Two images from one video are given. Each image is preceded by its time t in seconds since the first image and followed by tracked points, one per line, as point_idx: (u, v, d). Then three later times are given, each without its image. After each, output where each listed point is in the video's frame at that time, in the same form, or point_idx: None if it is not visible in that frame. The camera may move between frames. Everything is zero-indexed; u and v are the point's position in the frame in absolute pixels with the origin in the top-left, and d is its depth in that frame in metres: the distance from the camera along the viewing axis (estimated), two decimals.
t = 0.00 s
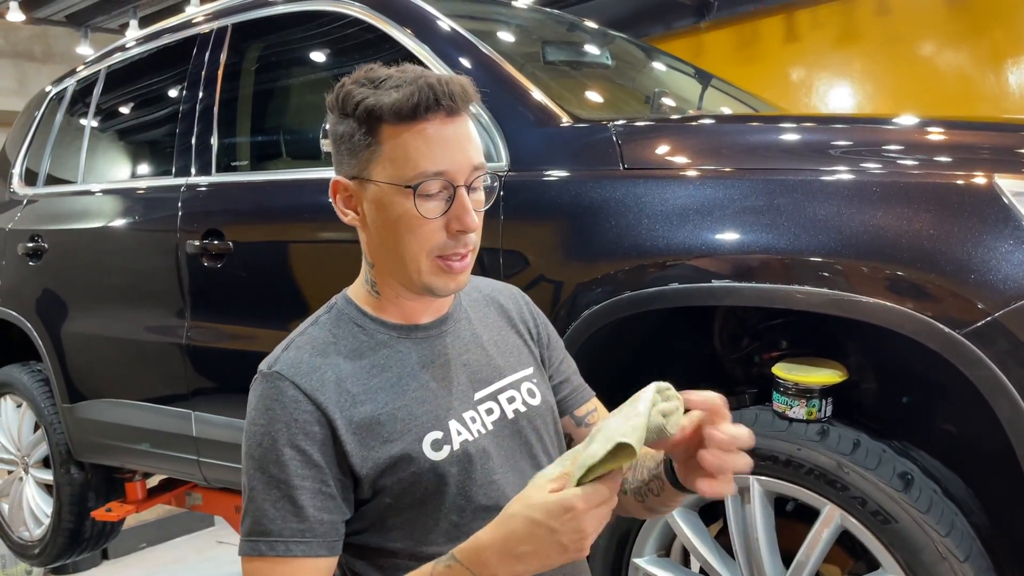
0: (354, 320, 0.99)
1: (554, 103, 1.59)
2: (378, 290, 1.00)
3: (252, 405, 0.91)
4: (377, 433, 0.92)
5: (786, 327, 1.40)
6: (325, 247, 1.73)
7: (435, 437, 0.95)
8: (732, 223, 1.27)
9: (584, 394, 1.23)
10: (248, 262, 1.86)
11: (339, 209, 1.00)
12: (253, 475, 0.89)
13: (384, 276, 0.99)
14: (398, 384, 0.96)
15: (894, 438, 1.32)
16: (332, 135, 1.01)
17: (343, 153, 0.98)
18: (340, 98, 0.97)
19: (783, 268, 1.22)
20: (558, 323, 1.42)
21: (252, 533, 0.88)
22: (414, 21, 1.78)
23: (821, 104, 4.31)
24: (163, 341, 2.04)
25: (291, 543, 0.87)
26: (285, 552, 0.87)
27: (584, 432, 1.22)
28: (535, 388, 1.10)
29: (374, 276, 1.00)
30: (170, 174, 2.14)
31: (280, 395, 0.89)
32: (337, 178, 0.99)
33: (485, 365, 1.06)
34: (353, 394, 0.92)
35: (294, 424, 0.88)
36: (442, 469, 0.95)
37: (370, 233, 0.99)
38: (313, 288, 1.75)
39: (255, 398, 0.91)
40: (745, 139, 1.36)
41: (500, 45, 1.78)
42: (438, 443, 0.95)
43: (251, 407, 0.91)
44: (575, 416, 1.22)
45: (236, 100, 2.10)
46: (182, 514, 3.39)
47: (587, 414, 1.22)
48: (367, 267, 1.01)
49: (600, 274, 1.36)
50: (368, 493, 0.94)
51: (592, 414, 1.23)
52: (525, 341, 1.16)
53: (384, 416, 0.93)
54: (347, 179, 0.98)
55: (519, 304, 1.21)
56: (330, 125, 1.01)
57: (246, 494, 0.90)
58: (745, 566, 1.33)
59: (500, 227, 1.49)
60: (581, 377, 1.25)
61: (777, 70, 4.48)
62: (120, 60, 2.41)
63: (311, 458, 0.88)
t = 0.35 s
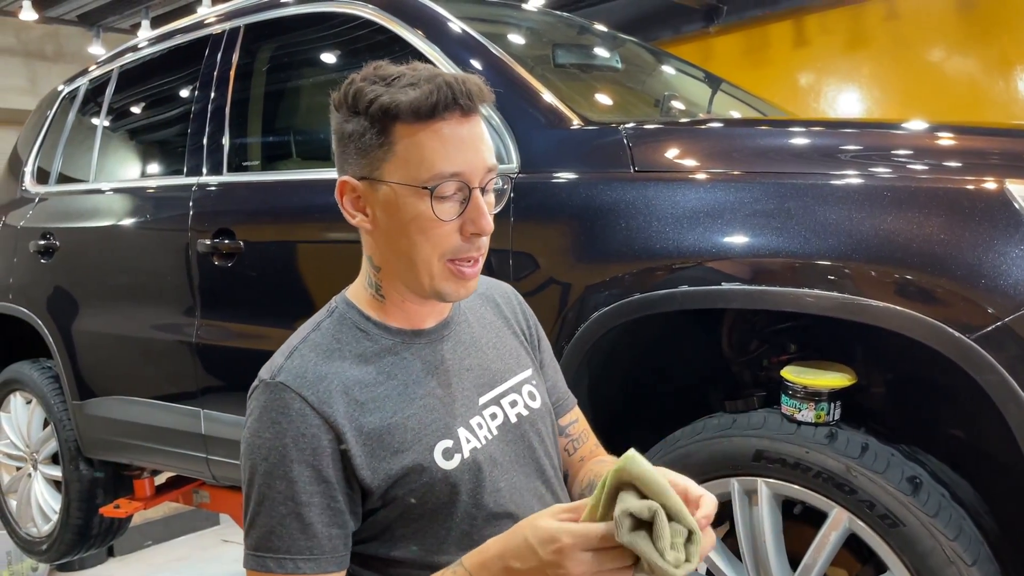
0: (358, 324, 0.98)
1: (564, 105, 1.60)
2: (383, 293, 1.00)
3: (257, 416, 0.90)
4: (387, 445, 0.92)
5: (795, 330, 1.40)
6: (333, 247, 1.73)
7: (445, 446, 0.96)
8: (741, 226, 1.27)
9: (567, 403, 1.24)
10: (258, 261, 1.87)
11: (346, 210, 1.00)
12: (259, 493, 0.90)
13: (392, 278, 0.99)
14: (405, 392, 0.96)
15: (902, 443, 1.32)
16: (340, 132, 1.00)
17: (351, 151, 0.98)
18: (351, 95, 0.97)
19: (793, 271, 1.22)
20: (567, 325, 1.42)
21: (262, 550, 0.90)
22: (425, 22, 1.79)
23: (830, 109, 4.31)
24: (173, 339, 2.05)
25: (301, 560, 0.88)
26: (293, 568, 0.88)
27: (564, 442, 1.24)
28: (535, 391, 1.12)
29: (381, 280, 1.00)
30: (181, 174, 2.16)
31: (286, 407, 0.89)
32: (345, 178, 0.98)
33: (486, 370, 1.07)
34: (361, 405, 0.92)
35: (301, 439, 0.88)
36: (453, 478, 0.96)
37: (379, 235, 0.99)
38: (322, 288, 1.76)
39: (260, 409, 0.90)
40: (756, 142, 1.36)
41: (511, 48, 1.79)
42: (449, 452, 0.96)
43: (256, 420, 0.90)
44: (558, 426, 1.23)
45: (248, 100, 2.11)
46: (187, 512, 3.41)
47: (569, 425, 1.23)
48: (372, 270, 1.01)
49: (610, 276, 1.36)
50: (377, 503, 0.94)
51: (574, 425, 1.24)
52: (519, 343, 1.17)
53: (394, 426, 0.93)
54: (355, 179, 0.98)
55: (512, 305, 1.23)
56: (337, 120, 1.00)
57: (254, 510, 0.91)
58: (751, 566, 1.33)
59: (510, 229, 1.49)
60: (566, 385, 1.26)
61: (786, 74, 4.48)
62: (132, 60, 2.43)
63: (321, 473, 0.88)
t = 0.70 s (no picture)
0: (350, 336, 0.96)
1: (575, 108, 1.61)
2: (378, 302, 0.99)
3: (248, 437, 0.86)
4: (386, 464, 0.90)
5: (804, 335, 1.41)
6: (343, 248, 1.74)
7: (444, 463, 0.95)
8: (751, 230, 1.28)
9: (552, 404, 1.25)
10: (268, 262, 1.87)
11: (342, 215, 0.97)
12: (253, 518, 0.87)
13: (388, 287, 0.98)
14: (400, 408, 0.94)
15: (912, 449, 1.32)
16: (339, 133, 0.98)
17: (352, 154, 0.96)
18: (355, 97, 0.95)
19: (803, 275, 1.23)
20: (577, 329, 1.43)
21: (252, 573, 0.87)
22: (437, 25, 1.79)
23: (838, 114, 4.31)
24: (182, 339, 2.06)
25: None
26: None
27: (554, 442, 1.26)
28: (525, 399, 1.13)
29: (376, 290, 0.98)
30: (192, 174, 2.17)
31: (280, 427, 0.86)
32: (344, 182, 0.96)
33: (478, 381, 1.07)
34: (360, 422, 0.90)
35: (296, 461, 0.84)
36: (453, 496, 0.95)
37: (377, 244, 0.97)
38: (332, 289, 1.77)
39: (251, 429, 0.86)
40: (766, 147, 1.37)
41: (522, 51, 1.80)
42: (446, 470, 0.95)
43: (246, 440, 0.87)
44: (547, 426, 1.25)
45: (260, 102, 2.13)
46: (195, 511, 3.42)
47: (556, 424, 1.25)
48: (365, 279, 0.99)
49: (619, 280, 1.37)
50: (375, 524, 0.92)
51: (563, 424, 1.26)
52: (506, 346, 1.18)
53: (390, 446, 0.91)
54: (355, 184, 0.96)
55: (495, 305, 1.24)
56: (337, 120, 0.98)
57: (250, 538, 0.87)
58: (759, 569, 1.34)
59: (521, 232, 1.50)
60: (550, 387, 1.26)
61: (794, 78, 4.48)
62: (144, 61, 2.44)
63: (317, 496, 0.85)
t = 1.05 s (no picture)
0: (341, 358, 0.93)
1: (586, 113, 1.61)
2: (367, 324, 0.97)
3: (247, 471, 0.84)
4: (385, 487, 0.89)
5: (816, 342, 1.41)
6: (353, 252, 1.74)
7: (445, 483, 0.93)
8: (763, 238, 1.28)
9: (554, 387, 1.26)
10: (278, 265, 1.88)
11: (329, 236, 0.95)
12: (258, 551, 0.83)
13: (379, 308, 0.96)
14: (397, 428, 0.93)
15: (924, 456, 1.32)
16: (320, 150, 0.95)
17: (338, 174, 0.93)
18: (336, 113, 0.92)
19: (815, 282, 1.23)
20: (588, 334, 1.43)
21: None
22: (448, 29, 1.80)
23: (845, 117, 4.30)
24: (192, 341, 2.07)
25: None
26: None
27: (564, 423, 1.26)
28: (513, 409, 1.13)
29: (366, 311, 0.96)
30: (203, 177, 2.17)
31: (279, 458, 0.83)
32: (329, 204, 0.93)
33: (466, 394, 1.06)
34: (359, 445, 0.88)
35: (299, 492, 0.82)
36: (454, 515, 0.94)
37: (367, 265, 0.95)
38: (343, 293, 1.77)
39: (248, 463, 0.83)
40: (778, 155, 1.37)
41: (532, 55, 1.80)
42: (446, 489, 0.93)
43: (245, 475, 0.84)
44: (553, 410, 1.26)
45: (270, 104, 2.13)
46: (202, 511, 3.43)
47: (561, 405, 1.26)
48: (353, 299, 0.97)
49: (631, 286, 1.37)
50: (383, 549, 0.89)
51: (569, 404, 1.27)
52: (491, 354, 1.18)
53: (388, 468, 0.89)
54: (341, 206, 0.93)
55: (479, 306, 1.23)
56: (318, 137, 0.95)
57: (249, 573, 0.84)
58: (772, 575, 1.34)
59: (533, 237, 1.50)
60: (549, 368, 1.28)
61: (801, 81, 4.48)
62: (154, 63, 2.45)
63: (322, 523, 0.82)
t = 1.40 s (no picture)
0: (359, 360, 0.91)
1: (593, 109, 1.61)
2: (413, 323, 0.97)
3: (275, 480, 0.81)
4: (409, 490, 0.88)
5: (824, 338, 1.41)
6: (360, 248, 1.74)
7: (463, 488, 0.94)
8: (771, 234, 1.28)
9: (529, 401, 1.24)
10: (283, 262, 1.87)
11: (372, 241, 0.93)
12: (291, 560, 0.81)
13: (418, 307, 0.96)
14: (418, 431, 0.92)
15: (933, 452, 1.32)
16: (347, 156, 0.89)
17: (378, 178, 0.90)
18: (369, 115, 0.87)
19: (824, 278, 1.23)
20: (595, 331, 1.43)
21: None
22: (454, 26, 1.80)
23: (846, 116, 4.30)
24: (198, 338, 2.07)
25: None
26: None
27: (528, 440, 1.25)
28: (514, 408, 1.14)
29: (410, 310, 0.96)
30: (208, 174, 2.17)
31: (311, 467, 0.81)
32: (374, 209, 0.91)
33: (473, 393, 1.06)
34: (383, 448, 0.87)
35: (335, 501, 0.81)
36: (474, 519, 0.94)
37: (414, 263, 0.95)
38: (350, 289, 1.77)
39: (278, 473, 0.81)
40: (786, 151, 1.37)
41: (538, 52, 1.81)
42: (466, 493, 0.94)
43: (276, 486, 0.81)
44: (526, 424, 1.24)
45: (276, 101, 2.13)
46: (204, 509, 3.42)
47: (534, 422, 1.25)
48: (391, 302, 0.95)
49: (639, 283, 1.38)
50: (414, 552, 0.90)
51: (539, 422, 1.25)
52: (487, 355, 1.17)
53: (412, 471, 0.89)
54: (387, 209, 0.92)
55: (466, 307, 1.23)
56: (341, 139, 0.89)
57: None
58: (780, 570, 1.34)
59: (541, 234, 1.50)
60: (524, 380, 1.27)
61: (803, 79, 4.48)
62: (158, 60, 2.45)
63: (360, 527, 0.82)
